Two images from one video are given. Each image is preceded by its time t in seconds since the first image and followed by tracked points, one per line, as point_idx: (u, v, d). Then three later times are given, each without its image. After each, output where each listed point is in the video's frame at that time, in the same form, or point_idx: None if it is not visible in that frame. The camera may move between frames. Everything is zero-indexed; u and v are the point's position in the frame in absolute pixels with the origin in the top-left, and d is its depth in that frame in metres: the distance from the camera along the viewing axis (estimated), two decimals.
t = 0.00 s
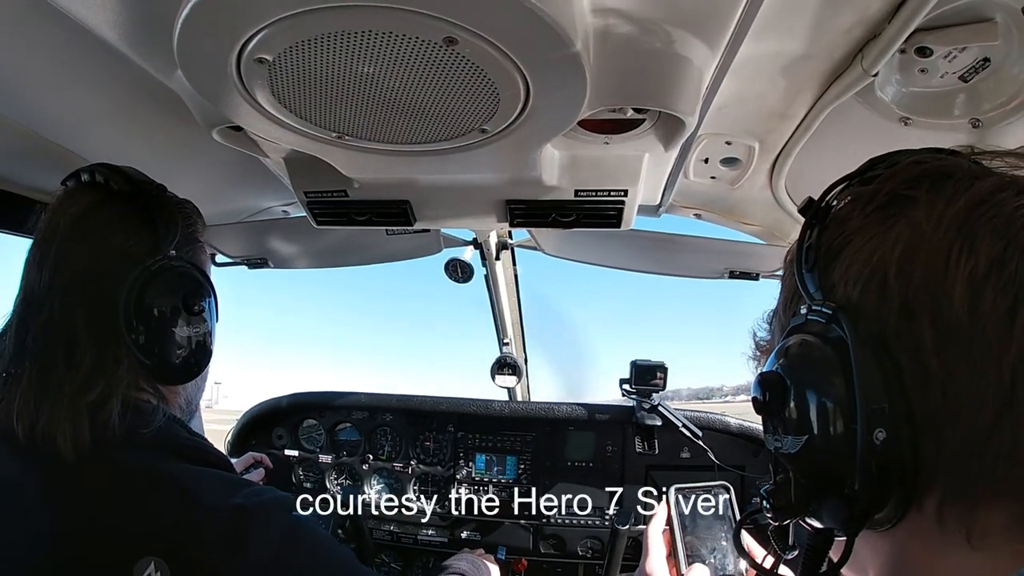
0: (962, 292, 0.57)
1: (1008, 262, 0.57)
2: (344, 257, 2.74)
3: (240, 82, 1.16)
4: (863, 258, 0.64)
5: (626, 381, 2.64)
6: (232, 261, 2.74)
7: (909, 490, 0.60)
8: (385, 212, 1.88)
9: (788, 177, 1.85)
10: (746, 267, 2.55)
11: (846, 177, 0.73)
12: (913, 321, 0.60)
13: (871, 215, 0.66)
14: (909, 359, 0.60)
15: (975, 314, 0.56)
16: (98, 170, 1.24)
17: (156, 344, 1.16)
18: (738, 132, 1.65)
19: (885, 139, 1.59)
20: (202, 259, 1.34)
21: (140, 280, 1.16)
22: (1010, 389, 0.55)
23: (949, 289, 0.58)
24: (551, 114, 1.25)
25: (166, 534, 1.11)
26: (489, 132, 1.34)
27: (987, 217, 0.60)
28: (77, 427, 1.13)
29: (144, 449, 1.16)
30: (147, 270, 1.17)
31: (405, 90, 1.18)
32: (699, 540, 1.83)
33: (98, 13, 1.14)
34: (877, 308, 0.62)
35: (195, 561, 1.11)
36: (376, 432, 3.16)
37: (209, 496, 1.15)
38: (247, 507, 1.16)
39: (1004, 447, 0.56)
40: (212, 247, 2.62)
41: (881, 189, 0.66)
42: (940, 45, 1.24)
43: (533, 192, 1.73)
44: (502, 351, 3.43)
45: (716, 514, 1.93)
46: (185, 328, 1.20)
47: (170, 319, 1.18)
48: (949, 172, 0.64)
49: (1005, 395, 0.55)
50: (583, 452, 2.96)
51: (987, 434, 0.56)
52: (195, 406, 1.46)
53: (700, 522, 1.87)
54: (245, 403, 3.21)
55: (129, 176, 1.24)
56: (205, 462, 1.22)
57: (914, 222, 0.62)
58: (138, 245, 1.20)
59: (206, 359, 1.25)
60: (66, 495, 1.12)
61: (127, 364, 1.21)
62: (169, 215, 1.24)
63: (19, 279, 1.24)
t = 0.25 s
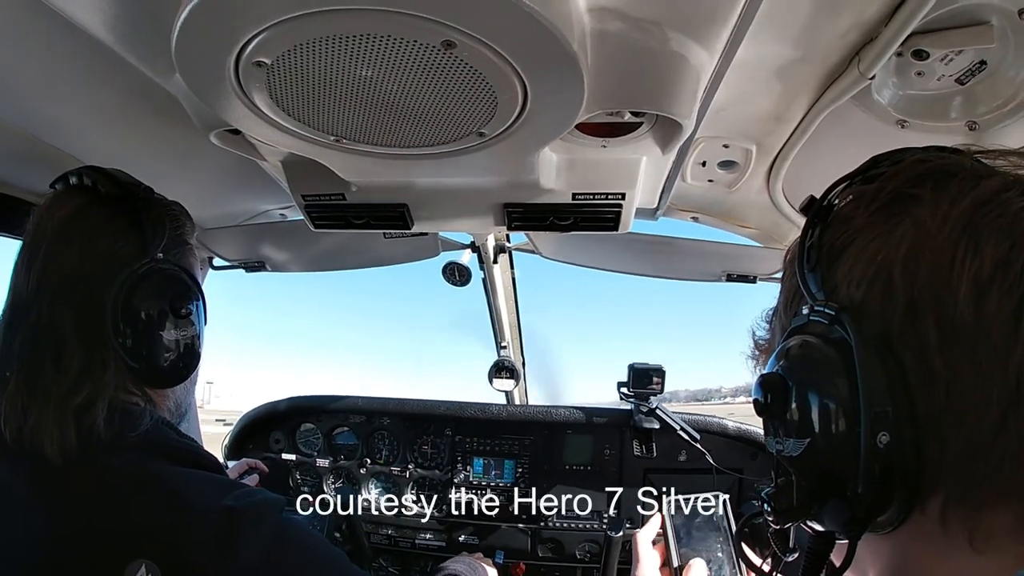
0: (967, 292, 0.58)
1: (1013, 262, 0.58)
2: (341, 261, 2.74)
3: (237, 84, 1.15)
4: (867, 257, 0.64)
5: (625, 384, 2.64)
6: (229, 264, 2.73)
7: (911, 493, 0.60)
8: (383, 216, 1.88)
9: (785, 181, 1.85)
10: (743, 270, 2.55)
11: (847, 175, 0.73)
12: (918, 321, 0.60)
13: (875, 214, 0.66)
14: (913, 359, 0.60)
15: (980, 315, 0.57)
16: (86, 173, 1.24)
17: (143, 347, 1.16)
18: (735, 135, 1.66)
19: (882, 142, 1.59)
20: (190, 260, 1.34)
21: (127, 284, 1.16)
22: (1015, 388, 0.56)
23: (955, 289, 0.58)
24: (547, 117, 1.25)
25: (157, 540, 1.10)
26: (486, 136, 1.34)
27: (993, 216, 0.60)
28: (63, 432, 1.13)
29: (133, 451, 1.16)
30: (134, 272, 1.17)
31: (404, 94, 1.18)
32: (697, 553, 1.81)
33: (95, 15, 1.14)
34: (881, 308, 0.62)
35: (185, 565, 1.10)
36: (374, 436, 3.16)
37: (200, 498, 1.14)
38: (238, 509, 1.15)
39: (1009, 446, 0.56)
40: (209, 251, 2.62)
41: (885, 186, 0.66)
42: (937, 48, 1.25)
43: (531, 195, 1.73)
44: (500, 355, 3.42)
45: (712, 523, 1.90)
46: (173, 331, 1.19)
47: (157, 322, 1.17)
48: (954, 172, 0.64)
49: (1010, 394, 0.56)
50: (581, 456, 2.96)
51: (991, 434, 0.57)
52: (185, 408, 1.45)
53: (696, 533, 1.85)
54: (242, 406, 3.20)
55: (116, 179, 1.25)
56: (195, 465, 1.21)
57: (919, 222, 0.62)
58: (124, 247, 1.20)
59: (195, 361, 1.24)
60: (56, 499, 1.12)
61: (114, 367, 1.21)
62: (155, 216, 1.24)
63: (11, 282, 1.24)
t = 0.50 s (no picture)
0: (973, 290, 0.57)
1: (1018, 259, 0.57)
2: (336, 267, 2.73)
3: (229, 90, 1.15)
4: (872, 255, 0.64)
5: (621, 389, 2.64)
6: (224, 271, 2.72)
7: (918, 491, 0.60)
8: (378, 221, 1.87)
9: (780, 183, 1.85)
10: (739, 272, 2.55)
11: (852, 172, 0.72)
12: (924, 318, 0.60)
13: (880, 212, 0.66)
14: (919, 356, 0.60)
15: (986, 311, 0.57)
16: (83, 180, 1.24)
17: (141, 356, 1.15)
18: (729, 138, 1.66)
19: (877, 144, 1.60)
20: (187, 268, 1.32)
21: (124, 293, 1.15)
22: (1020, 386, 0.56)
23: (960, 286, 0.58)
24: (540, 122, 1.25)
25: (155, 545, 1.09)
26: (480, 140, 1.33)
27: (999, 214, 0.60)
28: (61, 444, 1.12)
29: (132, 460, 1.15)
30: (133, 281, 1.16)
31: (397, 99, 1.17)
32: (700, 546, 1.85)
33: (87, 22, 1.14)
34: (886, 306, 0.62)
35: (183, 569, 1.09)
36: (370, 443, 3.15)
37: (201, 506, 1.13)
38: (237, 516, 1.14)
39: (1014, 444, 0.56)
40: (204, 257, 2.61)
41: (891, 184, 0.66)
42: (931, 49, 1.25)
43: (526, 200, 1.73)
44: (496, 360, 3.41)
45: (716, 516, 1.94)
46: (171, 340, 1.18)
47: (155, 331, 1.16)
48: (959, 169, 0.64)
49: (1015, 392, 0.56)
50: (579, 460, 2.96)
51: (996, 432, 0.56)
52: (186, 414, 1.44)
53: (701, 527, 1.89)
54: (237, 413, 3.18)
55: (112, 186, 1.23)
56: (194, 473, 1.20)
57: (924, 219, 0.62)
58: (121, 255, 1.18)
59: (192, 369, 1.24)
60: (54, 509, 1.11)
61: (111, 377, 1.18)
62: (152, 223, 1.22)
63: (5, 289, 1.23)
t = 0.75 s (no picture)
0: (979, 289, 0.57)
1: None
2: (333, 268, 2.72)
3: (226, 90, 1.14)
4: (876, 253, 0.64)
5: (618, 390, 2.63)
6: (221, 271, 2.71)
7: (921, 491, 0.60)
8: (375, 222, 1.87)
9: (777, 185, 1.86)
10: (736, 274, 2.55)
11: (856, 169, 0.72)
12: (928, 317, 0.60)
13: (884, 210, 0.65)
14: (924, 355, 0.60)
15: (991, 311, 0.57)
16: (79, 174, 1.23)
17: (135, 354, 1.14)
18: (727, 140, 1.66)
19: (874, 146, 1.60)
20: (184, 264, 1.32)
21: (119, 289, 1.14)
22: None
23: (965, 285, 0.58)
24: (537, 123, 1.25)
25: (152, 547, 1.09)
26: (477, 142, 1.33)
27: (1004, 213, 0.60)
28: (54, 446, 1.11)
29: (126, 460, 1.15)
30: (127, 277, 1.15)
31: (395, 100, 1.17)
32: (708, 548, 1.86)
33: (85, 21, 1.13)
34: (890, 305, 0.62)
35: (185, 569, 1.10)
36: (367, 444, 3.13)
37: (199, 508, 1.13)
38: (235, 522, 1.14)
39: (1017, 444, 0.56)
40: (201, 258, 2.60)
41: (895, 181, 0.66)
42: (929, 51, 1.25)
43: (523, 201, 1.72)
44: (493, 361, 3.41)
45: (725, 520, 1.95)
46: (167, 337, 1.18)
47: (151, 328, 1.15)
48: (964, 167, 0.64)
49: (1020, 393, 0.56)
50: (575, 461, 2.95)
51: (1001, 431, 0.56)
52: (182, 411, 1.43)
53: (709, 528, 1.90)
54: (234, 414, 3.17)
55: (110, 180, 1.23)
56: (190, 475, 1.20)
57: (928, 218, 0.62)
58: (116, 252, 1.18)
59: (189, 367, 1.23)
60: (48, 510, 1.10)
61: (106, 374, 1.17)
62: (147, 219, 1.22)
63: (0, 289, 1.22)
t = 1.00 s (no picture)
0: (965, 290, 0.57)
1: (1011, 262, 0.56)
2: (333, 263, 2.72)
3: (229, 86, 1.14)
4: (866, 258, 0.65)
5: (618, 387, 2.64)
6: (221, 265, 2.71)
7: (909, 492, 0.60)
8: (376, 218, 1.87)
9: (778, 185, 1.86)
10: (736, 273, 2.55)
11: (848, 177, 0.73)
12: (916, 320, 0.60)
13: (874, 215, 0.66)
14: (911, 358, 0.60)
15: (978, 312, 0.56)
16: (81, 168, 1.22)
17: (137, 348, 1.14)
18: (728, 139, 1.66)
19: (876, 146, 1.60)
20: (188, 260, 1.32)
21: (122, 281, 1.14)
22: (1011, 390, 0.54)
23: (951, 288, 0.58)
24: (539, 120, 1.25)
25: (157, 542, 1.10)
26: (479, 138, 1.33)
27: (982, 219, 0.59)
28: (57, 440, 1.12)
29: (127, 456, 1.15)
30: (128, 271, 1.15)
31: (397, 96, 1.17)
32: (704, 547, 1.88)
33: (87, 15, 1.13)
34: (879, 309, 0.63)
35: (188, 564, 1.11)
36: (366, 439, 3.14)
37: (200, 501, 1.15)
38: (239, 520, 1.16)
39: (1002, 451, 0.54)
40: (201, 252, 2.60)
41: (884, 188, 0.67)
42: (931, 52, 1.25)
43: (524, 198, 1.72)
44: (493, 357, 3.41)
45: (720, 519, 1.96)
46: (169, 332, 1.18)
47: (153, 323, 1.16)
48: (953, 173, 0.64)
49: (1006, 397, 0.54)
50: (574, 458, 2.96)
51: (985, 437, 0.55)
52: (185, 405, 1.43)
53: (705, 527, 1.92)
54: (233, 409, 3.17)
55: (111, 175, 1.21)
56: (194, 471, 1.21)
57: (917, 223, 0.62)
58: (118, 249, 1.17)
59: (190, 363, 1.23)
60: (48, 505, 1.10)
61: (108, 369, 1.17)
62: (150, 215, 1.22)
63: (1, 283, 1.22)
